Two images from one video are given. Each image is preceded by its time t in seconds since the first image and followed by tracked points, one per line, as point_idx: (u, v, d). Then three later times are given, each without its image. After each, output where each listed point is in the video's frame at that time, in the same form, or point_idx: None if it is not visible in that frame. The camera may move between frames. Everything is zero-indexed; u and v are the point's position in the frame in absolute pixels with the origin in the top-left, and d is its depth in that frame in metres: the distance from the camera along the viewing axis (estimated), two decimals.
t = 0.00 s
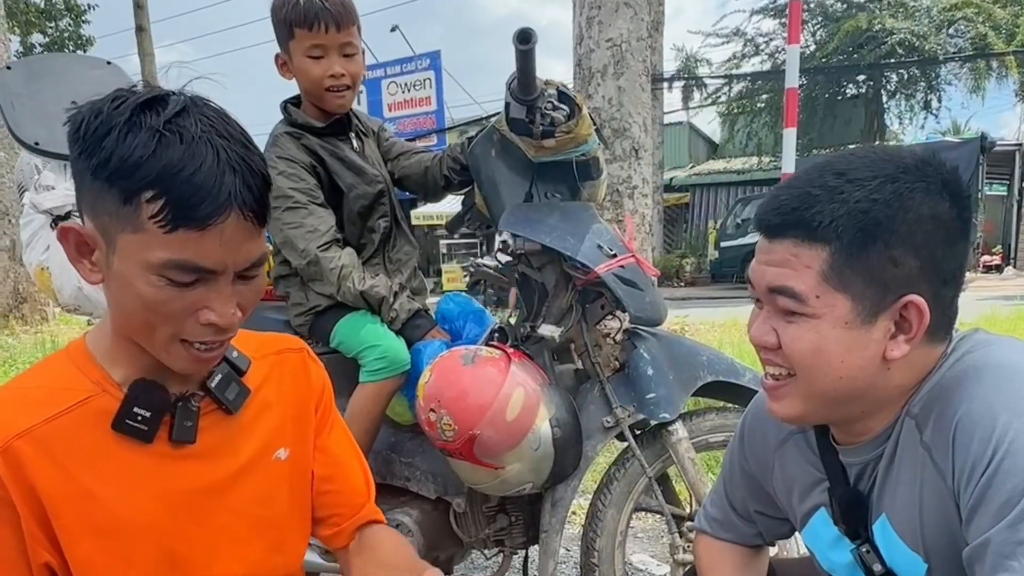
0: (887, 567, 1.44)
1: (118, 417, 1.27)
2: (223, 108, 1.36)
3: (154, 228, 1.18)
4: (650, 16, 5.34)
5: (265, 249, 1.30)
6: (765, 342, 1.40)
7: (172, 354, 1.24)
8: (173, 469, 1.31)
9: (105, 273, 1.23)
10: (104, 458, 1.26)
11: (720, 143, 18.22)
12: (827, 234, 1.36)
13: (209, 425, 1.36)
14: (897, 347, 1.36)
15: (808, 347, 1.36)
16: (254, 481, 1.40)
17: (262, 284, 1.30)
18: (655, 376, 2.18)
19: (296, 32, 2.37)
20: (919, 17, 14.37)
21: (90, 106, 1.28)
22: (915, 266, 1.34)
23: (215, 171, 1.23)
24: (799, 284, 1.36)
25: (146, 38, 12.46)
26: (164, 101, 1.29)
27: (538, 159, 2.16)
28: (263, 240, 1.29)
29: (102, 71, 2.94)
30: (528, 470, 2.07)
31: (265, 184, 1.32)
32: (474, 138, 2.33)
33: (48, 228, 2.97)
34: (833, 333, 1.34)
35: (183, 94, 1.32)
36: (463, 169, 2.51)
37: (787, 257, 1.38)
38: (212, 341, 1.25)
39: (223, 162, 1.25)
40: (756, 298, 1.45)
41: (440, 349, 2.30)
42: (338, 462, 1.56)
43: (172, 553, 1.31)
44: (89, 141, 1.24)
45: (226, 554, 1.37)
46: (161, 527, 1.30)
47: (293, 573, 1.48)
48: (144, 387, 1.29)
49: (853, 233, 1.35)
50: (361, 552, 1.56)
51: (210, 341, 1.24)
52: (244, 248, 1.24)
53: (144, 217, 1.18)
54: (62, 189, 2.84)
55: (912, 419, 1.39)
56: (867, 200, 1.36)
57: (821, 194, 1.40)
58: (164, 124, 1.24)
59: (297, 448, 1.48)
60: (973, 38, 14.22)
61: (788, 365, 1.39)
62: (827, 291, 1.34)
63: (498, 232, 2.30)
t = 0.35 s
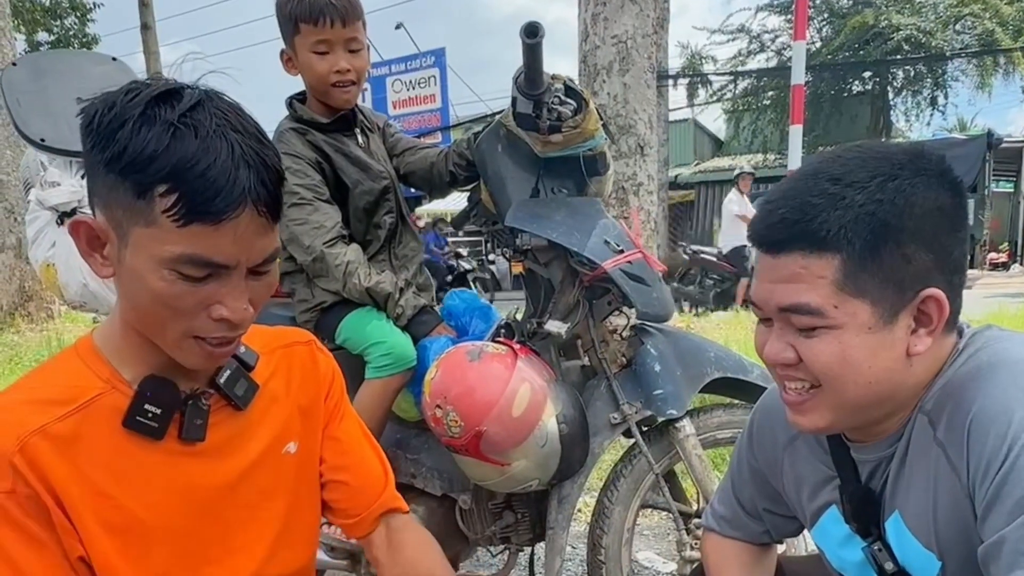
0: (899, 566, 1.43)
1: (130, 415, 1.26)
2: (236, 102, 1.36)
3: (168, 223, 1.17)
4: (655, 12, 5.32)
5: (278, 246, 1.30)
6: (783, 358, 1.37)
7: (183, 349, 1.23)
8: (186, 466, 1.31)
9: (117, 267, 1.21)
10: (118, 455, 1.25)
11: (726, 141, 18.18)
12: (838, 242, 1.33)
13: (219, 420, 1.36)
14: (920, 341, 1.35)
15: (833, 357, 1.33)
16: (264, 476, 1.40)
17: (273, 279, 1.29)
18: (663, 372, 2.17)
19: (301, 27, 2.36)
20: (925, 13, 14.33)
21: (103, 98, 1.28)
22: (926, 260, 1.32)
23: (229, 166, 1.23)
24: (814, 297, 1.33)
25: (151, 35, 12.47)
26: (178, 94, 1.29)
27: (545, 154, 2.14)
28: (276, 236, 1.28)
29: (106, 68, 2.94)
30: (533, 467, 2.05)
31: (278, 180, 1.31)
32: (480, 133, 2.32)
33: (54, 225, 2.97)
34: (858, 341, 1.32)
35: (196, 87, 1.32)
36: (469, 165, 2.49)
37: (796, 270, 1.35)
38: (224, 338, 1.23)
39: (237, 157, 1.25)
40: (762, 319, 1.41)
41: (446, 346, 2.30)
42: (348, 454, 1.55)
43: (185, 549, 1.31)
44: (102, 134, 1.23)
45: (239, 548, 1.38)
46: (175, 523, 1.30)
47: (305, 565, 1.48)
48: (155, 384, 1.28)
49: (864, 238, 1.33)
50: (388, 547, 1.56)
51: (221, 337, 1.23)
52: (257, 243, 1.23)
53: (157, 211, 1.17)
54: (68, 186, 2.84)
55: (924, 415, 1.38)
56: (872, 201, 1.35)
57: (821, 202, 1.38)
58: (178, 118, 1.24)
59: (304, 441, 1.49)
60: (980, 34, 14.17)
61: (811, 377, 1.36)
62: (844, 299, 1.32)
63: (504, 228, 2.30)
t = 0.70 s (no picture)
0: (905, 563, 1.43)
1: (151, 415, 1.26)
2: (248, 101, 1.36)
3: (184, 226, 1.17)
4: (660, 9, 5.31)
5: (294, 245, 1.30)
6: (825, 347, 1.32)
7: (201, 351, 1.23)
8: (204, 466, 1.31)
9: (133, 270, 1.21)
10: (140, 456, 1.25)
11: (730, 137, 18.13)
12: (880, 216, 1.33)
13: (235, 421, 1.36)
14: (949, 317, 1.36)
15: (886, 335, 1.30)
16: (277, 476, 1.41)
17: (289, 278, 1.29)
18: (667, 370, 2.17)
19: (307, 23, 2.37)
20: (931, 8, 14.27)
21: (115, 102, 1.28)
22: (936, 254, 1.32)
23: (244, 167, 1.22)
24: (864, 273, 1.30)
25: (155, 32, 12.46)
26: (189, 96, 1.29)
27: (551, 152, 2.14)
28: (292, 235, 1.28)
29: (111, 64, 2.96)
30: (539, 464, 2.06)
31: (292, 180, 1.31)
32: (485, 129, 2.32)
33: (60, 221, 2.98)
34: (906, 317, 1.30)
35: (207, 88, 1.31)
36: (474, 161, 2.49)
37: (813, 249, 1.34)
38: (241, 339, 1.24)
39: (251, 158, 1.24)
40: (795, 311, 1.36)
41: (451, 343, 2.28)
42: (345, 458, 1.58)
43: (199, 547, 1.32)
44: (115, 139, 1.23)
45: (254, 548, 1.38)
46: (193, 523, 1.31)
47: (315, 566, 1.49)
48: (174, 383, 1.28)
49: (903, 210, 1.33)
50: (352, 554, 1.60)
51: (238, 338, 1.23)
52: (274, 245, 1.24)
53: (172, 214, 1.18)
54: (73, 182, 2.84)
55: (931, 413, 1.37)
56: (903, 174, 1.37)
57: (857, 177, 1.38)
58: (191, 119, 1.24)
59: (314, 441, 1.49)
60: (986, 29, 14.13)
61: (858, 360, 1.32)
62: (893, 274, 1.30)
63: (509, 225, 2.30)
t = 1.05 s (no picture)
0: (901, 559, 1.45)
1: (166, 412, 1.27)
2: (272, 112, 1.37)
3: (207, 233, 1.19)
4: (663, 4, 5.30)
5: (311, 253, 1.32)
6: (789, 337, 1.37)
7: (218, 353, 1.25)
8: (215, 463, 1.33)
9: (155, 271, 1.22)
10: (154, 452, 1.27)
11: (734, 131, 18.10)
12: (852, 222, 1.34)
13: (245, 418, 1.38)
14: (924, 331, 1.35)
15: (838, 337, 1.33)
16: (285, 473, 1.43)
17: (304, 284, 1.31)
18: (669, 368, 2.18)
19: (312, 20, 2.38)
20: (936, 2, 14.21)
21: (143, 108, 1.29)
22: (936, 252, 1.32)
23: (269, 178, 1.24)
24: (826, 275, 1.34)
25: (159, 27, 12.47)
26: (216, 105, 1.30)
27: (554, 150, 2.15)
28: (310, 245, 1.30)
29: (115, 63, 2.98)
30: (541, 461, 2.07)
31: (313, 192, 1.33)
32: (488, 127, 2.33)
33: (66, 220, 2.99)
34: (863, 322, 1.32)
35: (233, 98, 1.33)
36: (477, 159, 2.51)
37: (810, 248, 1.36)
38: (257, 342, 1.25)
39: (276, 170, 1.26)
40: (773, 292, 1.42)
41: (455, 340, 2.30)
42: (346, 458, 1.60)
43: (207, 543, 1.34)
44: (143, 146, 1.24)
45: (261, 544, 1.40)
46: (204, 519, 1.32)
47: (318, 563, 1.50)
48: (189, 381, 1.30)
49: (877, 221, 1.33)
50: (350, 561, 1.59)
51: (255, 342, 1.25)
52: (293, 253, 1.25)
53: (197, 222, 1.19)
54: (80, 180, 2.82)
55: (928, 411, 1.39)
56: (888, 186, 1.35)
57: (838, 184, 1.39)
58: (218, 130, 1.25)
59: (318, 439, 1.52)
60: (991, 22, 14.07)
61: (814, 356, 1.36)
62: (855, 280, 1.32)
63: (512, 222, 2.32)
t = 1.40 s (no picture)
0: (898, 556, 1.45)
1: (167, 410, 1.28)
2: (275, 117, 1.37)
3: (207, 238, 1.19)
4: None
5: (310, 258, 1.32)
6: (783, 333, 1.38)
7: (217, 356, 1.25)
8: (216, 460, 1.34)
9: (155, 272, 1.23)
10: (155, 449, 1.28)
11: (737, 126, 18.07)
12: (844, 221, 1.34)
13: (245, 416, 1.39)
14: (917, 330, 1.34)
15: (830, 335, 1.33)
16: (285, 470, 1.43)
17: (303, 288, 1.31)
18: (669, 364, 2.19)
19: (312, 17, 2.38)
20: None
21: (146, 111, 1.29)
22: (932, 249, 1.32)
23: (269, 186, 1.24)
24: (819, 272, 1.34)
25: (160, 23, 12.48)
26: (219, 110, 1.30)
27: (553, 147, 2.15)
28: (309, 251, 1.30)
29: (116, 61, 2.99)
30: (540, 458, 2.08)
31: (313, 198, 1.33)
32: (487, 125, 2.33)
33: (66, 218, 2.99)
34: (857, 320, 1.32)
35: (236, 102, 1.33)
36: (477, 156, 2.51)
37: (805, 246, 1.36)
38: (255, 346, 1.26)
39: (276, 177, 1.26)
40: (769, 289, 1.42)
41: (454, 337, 2.32)
42: (346, 456, 1.60)
43: (208, 541, 1.34)
44: (145, 150, 1.24)
45: (260, 542, 1.40)
46: (204, 516, 1.33)
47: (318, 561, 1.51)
48: (191, 378, 1.30)
49: (870, 220, 1.33)
50: (352, 558, 1.59)
51: (253, 345, 1.25)
52: (292, 258, 1.25)
53: (197, 227, 1.19)
54: (80, 178, 2.83)
55: (925, 408, 1.39)
56: (882, 185, 1.35)
57: (834, 181, 1.39)
58: (220, 136, 1.26)
59: (318, 437, 1.52)
60: (994, 16, 14.02)
61: (808, 352, 1.36)
62: (848, 278, 1.32)
63: (511, 219, 2.30)
